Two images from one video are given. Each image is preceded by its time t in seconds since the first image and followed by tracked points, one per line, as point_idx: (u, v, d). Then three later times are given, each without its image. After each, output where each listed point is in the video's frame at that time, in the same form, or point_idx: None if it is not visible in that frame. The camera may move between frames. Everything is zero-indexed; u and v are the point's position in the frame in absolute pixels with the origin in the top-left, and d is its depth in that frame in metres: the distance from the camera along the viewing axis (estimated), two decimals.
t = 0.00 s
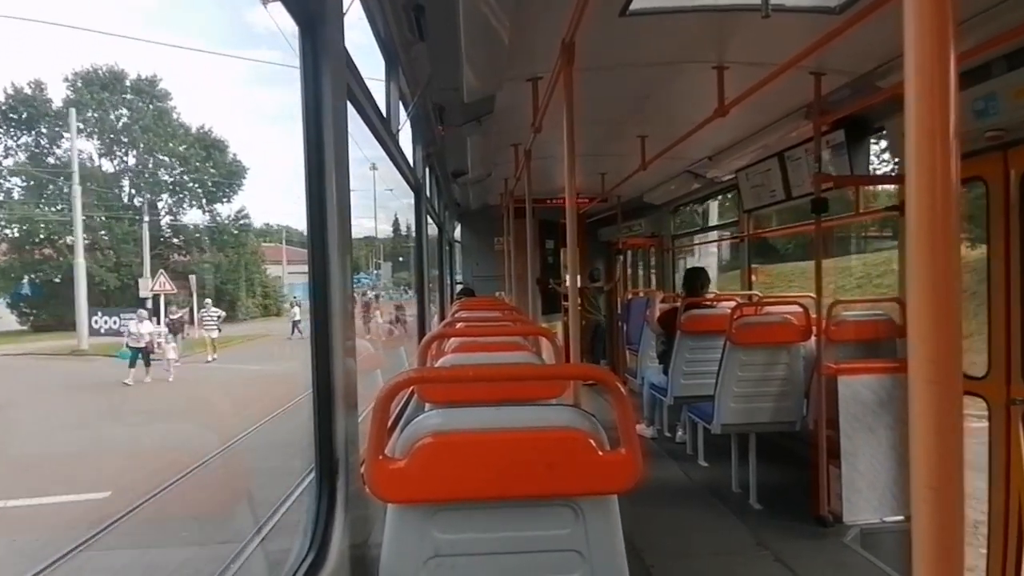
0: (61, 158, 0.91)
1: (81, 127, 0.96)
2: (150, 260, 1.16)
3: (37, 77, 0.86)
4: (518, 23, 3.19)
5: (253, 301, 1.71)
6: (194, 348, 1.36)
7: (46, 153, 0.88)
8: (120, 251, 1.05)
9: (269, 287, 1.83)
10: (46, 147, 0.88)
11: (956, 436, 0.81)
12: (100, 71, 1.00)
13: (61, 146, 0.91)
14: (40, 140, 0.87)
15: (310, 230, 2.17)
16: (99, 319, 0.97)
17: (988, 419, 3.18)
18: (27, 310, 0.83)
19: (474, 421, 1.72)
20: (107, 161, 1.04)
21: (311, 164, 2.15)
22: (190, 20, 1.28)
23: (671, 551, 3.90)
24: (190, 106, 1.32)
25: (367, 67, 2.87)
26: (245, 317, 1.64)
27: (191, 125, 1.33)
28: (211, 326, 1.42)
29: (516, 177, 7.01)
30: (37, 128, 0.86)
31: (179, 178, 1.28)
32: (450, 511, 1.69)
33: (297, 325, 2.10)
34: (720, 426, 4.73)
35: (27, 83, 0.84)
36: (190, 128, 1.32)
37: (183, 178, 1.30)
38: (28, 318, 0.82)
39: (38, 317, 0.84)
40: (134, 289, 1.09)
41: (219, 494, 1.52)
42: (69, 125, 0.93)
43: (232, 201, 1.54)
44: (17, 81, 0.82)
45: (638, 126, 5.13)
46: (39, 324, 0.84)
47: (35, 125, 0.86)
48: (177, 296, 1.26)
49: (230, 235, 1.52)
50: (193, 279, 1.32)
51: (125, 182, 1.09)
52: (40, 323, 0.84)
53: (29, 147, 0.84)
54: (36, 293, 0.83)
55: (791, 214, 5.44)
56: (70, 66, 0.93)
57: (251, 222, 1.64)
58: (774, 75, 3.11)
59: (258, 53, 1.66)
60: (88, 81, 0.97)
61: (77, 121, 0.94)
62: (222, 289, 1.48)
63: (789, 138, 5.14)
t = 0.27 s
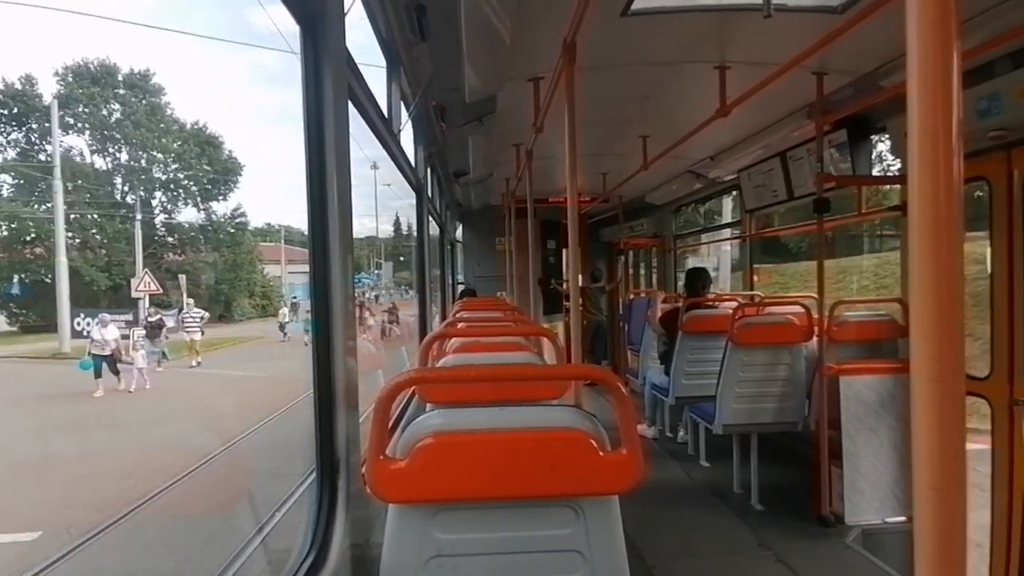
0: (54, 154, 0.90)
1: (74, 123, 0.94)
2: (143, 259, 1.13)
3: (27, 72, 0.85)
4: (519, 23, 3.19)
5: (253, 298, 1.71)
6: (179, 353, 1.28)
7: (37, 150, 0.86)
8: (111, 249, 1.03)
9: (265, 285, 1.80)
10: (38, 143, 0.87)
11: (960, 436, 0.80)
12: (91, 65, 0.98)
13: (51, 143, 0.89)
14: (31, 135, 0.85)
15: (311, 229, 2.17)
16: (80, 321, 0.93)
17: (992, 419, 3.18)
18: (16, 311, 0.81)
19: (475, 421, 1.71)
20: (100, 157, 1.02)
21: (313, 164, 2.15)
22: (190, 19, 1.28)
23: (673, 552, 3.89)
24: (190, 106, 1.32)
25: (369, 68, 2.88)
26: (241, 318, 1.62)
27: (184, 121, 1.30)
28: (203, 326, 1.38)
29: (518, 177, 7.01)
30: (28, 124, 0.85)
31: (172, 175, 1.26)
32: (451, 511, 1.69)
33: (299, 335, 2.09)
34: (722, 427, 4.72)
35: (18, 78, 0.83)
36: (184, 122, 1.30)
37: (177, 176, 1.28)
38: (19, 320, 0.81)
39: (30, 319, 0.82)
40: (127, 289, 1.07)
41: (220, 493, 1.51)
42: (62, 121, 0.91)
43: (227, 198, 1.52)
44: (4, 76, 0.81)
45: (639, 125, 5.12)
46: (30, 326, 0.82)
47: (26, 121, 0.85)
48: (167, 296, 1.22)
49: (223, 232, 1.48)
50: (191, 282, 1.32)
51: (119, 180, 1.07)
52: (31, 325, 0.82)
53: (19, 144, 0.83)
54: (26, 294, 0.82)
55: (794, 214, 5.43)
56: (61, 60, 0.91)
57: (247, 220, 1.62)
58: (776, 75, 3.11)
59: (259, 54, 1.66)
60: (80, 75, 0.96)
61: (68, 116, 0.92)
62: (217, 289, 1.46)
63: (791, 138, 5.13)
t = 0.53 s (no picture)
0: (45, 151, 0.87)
1: (67, 119, 0.91)
2: (134, 256, 1.11)
3: (18, 66, 0.82)
4: (522, 23, 3.19)
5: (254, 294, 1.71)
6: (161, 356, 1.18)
7: (27, 146, 0.83)
8: (100, 246, 1.01)
9: (260, 284, 1.76)
10: (28, 139, 0.84)
11: (964, 437, 0.80)
12: (82, 58, 0.95)
13: (41, 138, 0.86)
14: (20, 131, 0.83)
15: (313, 228, 2.17)
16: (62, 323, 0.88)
17: (995, 419, 3.17)
18: (3, 311, 0.78)
19: (477, 421, 1.71)
20: (91, 154, 0.99)
21: (315, 164, 2.15)
22: (190, 20, 1.27)
23: (675, 552, 3.89)
24: (190, 106, 1.31)
25: (371, 67, 2.87)
26: (237, 318, 1.59)
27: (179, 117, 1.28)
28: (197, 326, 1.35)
29: (520, 177, 7.01)
30: (18, 119, 0.82)
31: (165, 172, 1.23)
32: (452, 512, 1.68)
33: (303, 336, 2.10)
34: (724, 427, 4.72)
35: (8, 72, 0.80)
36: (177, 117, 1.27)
37: (173, 175, 1.27)
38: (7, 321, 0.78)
39: (18, 319, 0.80)
40: (116, 288, 1.04)
41: (221, 493, 1.51)
42: (53, 116, 0.88)
43: (221, 195, 1.49)
44: None
45: (641, 125, 5.12)
46: (18, 327, 0.80)
47: (16, 117, 0.82)
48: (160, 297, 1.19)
49: (215, 229, 1.45)
50: (188, 286, 1.31)
51: (110, 177, 1.05)
52: (18, 325, 0.80)
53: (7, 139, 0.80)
54: (14, 296, 0.80)
55: (795, 214, 5.43)
56: (52, 53, 0.88)
57: (244, 219, 1.59)
58: (778, 75, 3.10)
59: (260, 53, 1.66)
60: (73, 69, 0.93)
61: (59, 112, 0.89)
62: (212, 287, 1.43)
63: (793, 138, 5.12)
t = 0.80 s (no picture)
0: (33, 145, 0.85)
1: (54, 114, 0.90)
2: (125, 254, 1.08)
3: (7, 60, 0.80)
4: (523, 23, 3.19)
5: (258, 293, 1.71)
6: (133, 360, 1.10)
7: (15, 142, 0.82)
8: (88, 244, 0.98)
9: (259, 285, 1.71)
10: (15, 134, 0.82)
11: (965, 440, 0.79)
12: (71, 51, 0.92)
13: (29, 133, 0.84)
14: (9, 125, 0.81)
15: (314, 227, 2.16)
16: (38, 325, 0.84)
17: (997, 420, 3.17)
18: None
19: (477, 420, 1.71)
20: (80, 149, 0.97)
21: (315, 163, 2.15)
22: (189, 23, 1.27)
23: (675, 552, 3.89)
24: (190, 106, 1.31)
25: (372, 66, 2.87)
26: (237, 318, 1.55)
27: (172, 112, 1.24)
28: (188, 323, 1.28)
29: (521, 177, 7.00)
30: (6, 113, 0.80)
31: (157, 167, 1.19)
32: (452, 511, 1.68)
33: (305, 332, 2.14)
34: (724, 427, 4.72)
35: None
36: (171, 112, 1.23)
37: (166, 171, 1.23)
38: None
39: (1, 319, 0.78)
40: (94, 287, 0.98)
41: (220, 492, 1.51)
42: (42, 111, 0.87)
43: (215, 192, 1.44)
44: None
45: (643, 126, 5.12)
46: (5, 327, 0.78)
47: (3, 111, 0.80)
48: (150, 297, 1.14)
49: (210, 228, 1.39)
50: (192, 295, 1.29)
51: (101, 173, 1.02)
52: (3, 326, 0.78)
53: None
54: None
55: (797, 215, 5.42)
56: (40, 47, 0.85)
57: (239, 216, 1.54)
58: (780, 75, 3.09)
59: (261, 52, 1.65)
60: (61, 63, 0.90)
61: (48, 106, 0.87)
62: (208, 287, 1.37)
63: (795, 138, 5.11)
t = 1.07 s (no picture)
0: (16, 143, 0.82)
1: (41, 109, 0.86)
2: (115, 253, 1.03)
3: None
4: (523, 24, 3.19)
5: (256, 294, 1.72)
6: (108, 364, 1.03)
7: None
8: (75, 242, 0.94)
9: (251, 284, 1.68)
10: None
11: (960, 442, 0.80)
12: (58, 44, 0.89)
13: (12, 129, 0.82)
14: None
15: (314, 227, 2.17)
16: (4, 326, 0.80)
17: (995, 422, 3.17)
18: None
19: (476, 421, 1.71)
20: (70, 146, 0.94)
21: (316, 164, 2.15)
22: (189, 25, 1.27)
23: (674, 553, 3.90)
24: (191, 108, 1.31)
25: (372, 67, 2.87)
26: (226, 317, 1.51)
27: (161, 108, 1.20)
28: (169, 328, 1.25)
29: (521, 178, 7.01)
30: None
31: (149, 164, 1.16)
32: (451, 512, 1.68)
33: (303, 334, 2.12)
34: (724, 428, 4.72)
35: None
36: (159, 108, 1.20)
37: (157, 168, 1.20)
38: None
39: None
40: (65, 288, 0.91)
41: (220, 492, 1.51)
42: (26, 106, 0.84)
43: (209, 190, 1.41)
44: None
45: (643, 127, 5.12)
46: None
47: None
48: (137, 298, 1.10)
49: (200, 227, 1.36)
50: (188, 294, 1.30)
51: (93, 170, 0.99)
52: None
53: None
54: None
55: (797, 216, 5.42)
56: (27, 39, 0.83)
57: (232, 214, 1.51)
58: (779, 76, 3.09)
59: (261, 53, 1.65)
60: (48, 55, 0.87)
61: (34, 102, 0.85)
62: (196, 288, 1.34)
63: (795, 140, 5.11)
